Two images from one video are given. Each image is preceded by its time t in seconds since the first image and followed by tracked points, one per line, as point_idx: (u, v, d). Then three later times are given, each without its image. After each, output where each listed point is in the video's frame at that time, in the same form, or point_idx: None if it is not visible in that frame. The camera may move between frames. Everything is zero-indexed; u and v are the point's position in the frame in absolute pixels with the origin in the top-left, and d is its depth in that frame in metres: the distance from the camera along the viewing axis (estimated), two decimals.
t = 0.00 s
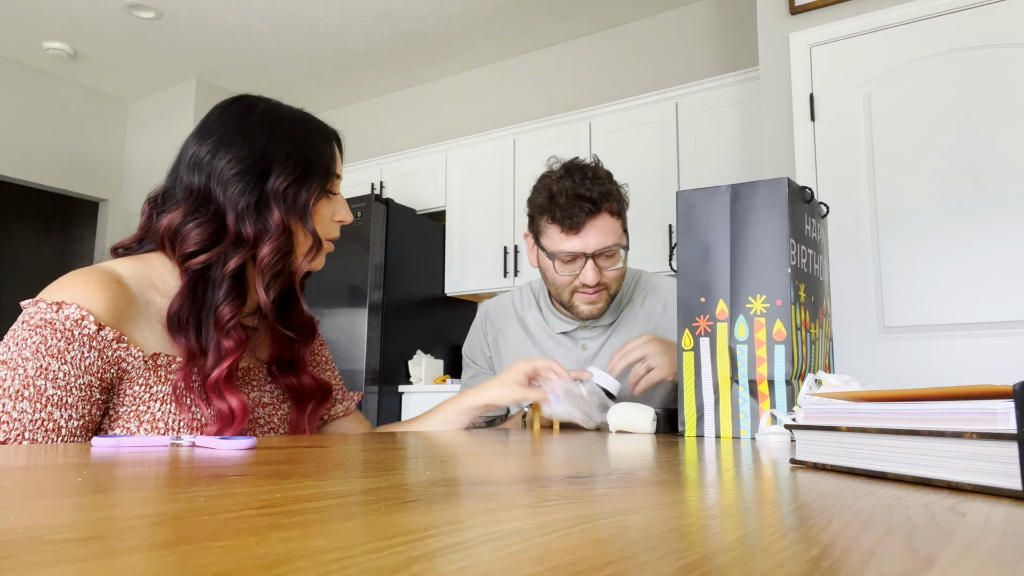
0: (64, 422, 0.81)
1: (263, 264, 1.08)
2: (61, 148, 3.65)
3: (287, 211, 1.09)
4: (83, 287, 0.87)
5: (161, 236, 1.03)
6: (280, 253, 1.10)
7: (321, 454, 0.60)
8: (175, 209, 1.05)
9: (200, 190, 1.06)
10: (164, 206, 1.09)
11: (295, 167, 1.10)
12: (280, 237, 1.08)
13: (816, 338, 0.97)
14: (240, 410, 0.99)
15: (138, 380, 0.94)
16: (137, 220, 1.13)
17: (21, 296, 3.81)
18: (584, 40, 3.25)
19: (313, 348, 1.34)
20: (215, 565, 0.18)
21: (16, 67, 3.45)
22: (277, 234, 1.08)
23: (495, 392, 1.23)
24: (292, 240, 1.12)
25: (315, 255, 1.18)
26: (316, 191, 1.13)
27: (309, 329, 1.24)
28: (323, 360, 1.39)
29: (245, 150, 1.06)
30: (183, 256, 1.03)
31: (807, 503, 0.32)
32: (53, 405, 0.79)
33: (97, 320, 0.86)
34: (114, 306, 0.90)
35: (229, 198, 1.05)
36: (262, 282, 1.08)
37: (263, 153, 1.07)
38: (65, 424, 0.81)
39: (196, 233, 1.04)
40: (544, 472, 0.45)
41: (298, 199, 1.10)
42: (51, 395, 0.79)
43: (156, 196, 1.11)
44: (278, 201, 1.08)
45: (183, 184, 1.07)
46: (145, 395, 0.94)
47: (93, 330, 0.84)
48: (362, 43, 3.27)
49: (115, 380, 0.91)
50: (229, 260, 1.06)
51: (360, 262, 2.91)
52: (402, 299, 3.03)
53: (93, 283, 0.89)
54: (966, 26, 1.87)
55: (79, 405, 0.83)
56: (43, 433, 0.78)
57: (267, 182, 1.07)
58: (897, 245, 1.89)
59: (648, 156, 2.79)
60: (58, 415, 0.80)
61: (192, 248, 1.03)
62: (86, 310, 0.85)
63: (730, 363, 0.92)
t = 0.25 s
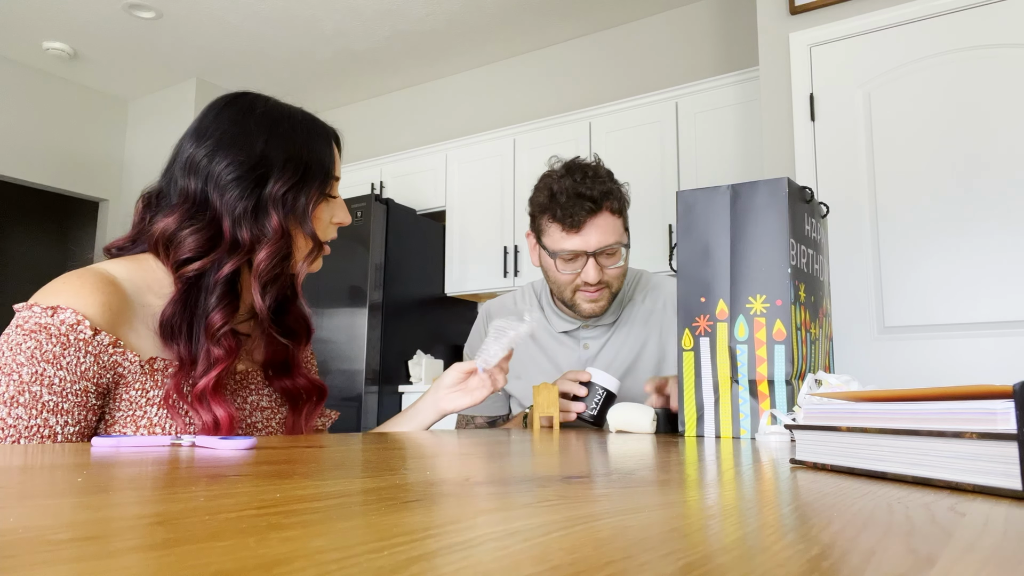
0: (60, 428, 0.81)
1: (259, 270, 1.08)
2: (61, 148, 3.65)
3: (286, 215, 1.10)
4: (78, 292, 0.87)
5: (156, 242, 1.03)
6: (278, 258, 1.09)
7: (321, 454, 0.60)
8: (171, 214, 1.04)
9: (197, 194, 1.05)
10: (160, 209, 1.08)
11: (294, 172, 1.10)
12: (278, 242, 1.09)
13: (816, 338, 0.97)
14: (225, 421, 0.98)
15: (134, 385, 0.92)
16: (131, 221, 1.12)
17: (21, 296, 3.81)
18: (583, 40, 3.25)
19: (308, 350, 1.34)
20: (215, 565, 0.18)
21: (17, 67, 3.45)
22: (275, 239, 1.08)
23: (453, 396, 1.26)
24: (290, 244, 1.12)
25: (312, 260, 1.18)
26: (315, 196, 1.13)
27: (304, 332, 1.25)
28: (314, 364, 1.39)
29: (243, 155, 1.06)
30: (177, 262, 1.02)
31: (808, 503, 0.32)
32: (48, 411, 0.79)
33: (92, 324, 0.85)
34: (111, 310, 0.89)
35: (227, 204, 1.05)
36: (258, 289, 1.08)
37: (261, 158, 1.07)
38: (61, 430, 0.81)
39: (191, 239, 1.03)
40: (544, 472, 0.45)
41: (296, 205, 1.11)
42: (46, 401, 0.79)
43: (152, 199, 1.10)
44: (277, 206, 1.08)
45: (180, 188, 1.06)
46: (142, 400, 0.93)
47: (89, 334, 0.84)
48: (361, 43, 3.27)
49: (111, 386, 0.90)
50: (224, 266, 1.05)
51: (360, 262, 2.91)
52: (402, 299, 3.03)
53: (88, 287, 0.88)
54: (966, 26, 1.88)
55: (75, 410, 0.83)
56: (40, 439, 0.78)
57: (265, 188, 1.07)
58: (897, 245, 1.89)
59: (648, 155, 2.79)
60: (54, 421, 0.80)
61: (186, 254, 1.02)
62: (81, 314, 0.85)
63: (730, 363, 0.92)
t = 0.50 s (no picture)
0: (53, 429, 0.81)
1: (253, 270, 1.08)
2: (61, 148, 3.65)
3: (278, 214, 1.10)
4: (69, 292, 0.87)
5: (147, 240, 1.02)
6: (271, 258, 1.10)
7: (321, 454, 0.60)
8: (163, 212, 1.04)
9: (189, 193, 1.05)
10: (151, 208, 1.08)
11: (286, 171, 1.10)
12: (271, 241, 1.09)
13: (816, 338, 0.97)
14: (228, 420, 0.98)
15: (128, 385, 0.92)
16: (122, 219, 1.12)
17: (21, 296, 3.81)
18: (583, 40, 3.26)
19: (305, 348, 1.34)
20: (214, 565, 0.18)
21: (16, 66, 3.45)
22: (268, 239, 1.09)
23: (446, 394, 1.26)
24: (283, 243, 1.13)
25: (303, 258, 1.18)
26: (307, 194, 1.14)
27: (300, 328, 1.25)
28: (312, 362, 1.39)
29: (235, 153, 1.06)
30: (170, 261, 1.02)
31: (808, 504, 0.32)
32: (41, 412, 0.80)
33: (83, 325, 0.85)
34: (102, 310, 0.89)
35: (219, 202, 1.05)
36: (252, 288, 1.07)
37: (253, 157, 1.07)
38: (54, 430, 0.81)
39: (183, 237, 1.03)
40: (546, 473, 0.45)
41: (288, 203, 1.11)
42: (38, 402, 0.80)
43: (142, 198, 1.10)
44: (270, 206, 1.09)
45: (171, 186, 1.06)
46: (136, 399, 0.93)
47: (80, 335, 0.84)
48: (361, 43, 3.26)
49: (105, 385, 0.90)
50: (218, 265, 1.05)
51: (360, 262, 2.91)
52: (402, 299, 3.03)
53: (79, 286, 0.88)
54: (966, 26, 1.88)
55: (68, 411, 0.83)
56: (33, 440, 0.79)
57: (258, 187, 1.08)
58: (897, 246, 1.89)
59: (648, 155, 2.79)
60: (47, 421, 0.80)
61: (179, 253, 1.02)
62: (72, 315, 0.84)
63: (730, 363, 0.92)
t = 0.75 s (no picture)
0: (55, 426, 0.81)
1: (253, 268, 1.08)
2: (61, 147, 3.65)
3: (278, 213, 1.10)
4: (71, 289, 0.86)
5: (147, 239, 1.02)
6: (271, 256, 1.09)
7: (321, 453, 0.60)
8: (163, 211, 1.04)
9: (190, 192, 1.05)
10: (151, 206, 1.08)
11: (286, 170, 1.10)
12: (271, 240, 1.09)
13: (816, 338, 0.97)
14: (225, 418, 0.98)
15: (130, 382, 0.92)
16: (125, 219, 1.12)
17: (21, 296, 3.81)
18: (583, 40, 3.26)
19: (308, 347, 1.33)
20: (214, 566, 0.18)
21: (17, 67, 3.45)
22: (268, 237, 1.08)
23: (446, 390, 1.26)
24: (283, 242, 1.12)
25: (304, 257, 1.18)
26: (308, 193, 1.13)
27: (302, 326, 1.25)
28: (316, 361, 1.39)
29: (235, 152, 1.06)
30: (170, 259, 1.02)
31: (807, 503, 0.32)
32: (43, 409, 0.79)
33: (85, 322, 0.85)
34: (103, 307, 0.89)
35: (219, 201, 1.05)
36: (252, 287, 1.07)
37: (253, 156, 1.07)
38: (57, 428, 0.81)
39: (184, 236, 1.03)
40: (546, 473, 0.45)
41: (288, 202, 1.11)
42: (40, 400, 0.79)
43: (143, 197, 1.10)
44: (270, 204, 1.09)
45: (172, 185, 1.06)
46: (138, 396, 0.93)
47: (82, 332, 0.83)
48: (361, 43, 3.26)
49: (107, 383, 0.90)
50: (218, 263, 1.05)
51: (360, 262, 2.91)
52: (402, 299, 3.03)
53: (81, 284, 0.87)
54: (965, 26, 1.88)
55: (71, 409, 0.83)
56: (35, 438, 0.79)
57: (258, 185, 1.07)
58: (897, 246, 1.88)
59: (648, 155, 2.79)
60: (49, 419, 0.80)
61: (179, 251, 1.02)
62: (74, 313, 0.84)
63: (730, 363, 0.92)
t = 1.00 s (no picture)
0: (58, 427, 0.81)
1: (258, 268, 1.08)
2: (61, 148, 3.65)
3: (282, 213, 1.09)
4: (75, 290, 0.87)
5: (152, 239, 1.02)
6: (275, 256, 1.09)
7: (320, 454, 0.60)
8: (168, 211, 1.04)
9: (193, 192, 1.05)
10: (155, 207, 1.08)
11: (290, 170, 1.10)
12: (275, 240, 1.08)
13: (816, 338, 0.97)
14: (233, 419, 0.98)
15: (132, 383, 0.92)
16: (127, 219, 1.11)
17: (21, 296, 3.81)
18: (583, 40, 3.26)
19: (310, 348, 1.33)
20: (213, 566, 0.18)
21: (17, 67, 3.45)
22: (272, 238, 1.08)
23: (447, 391, 1.26)
24: (287, 242, 1.12)
25: (308, 257, 1.18)
26: (311, 193, 1.13)
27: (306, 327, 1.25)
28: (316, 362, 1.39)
29: (240, 153, 1.06)
30: (175, 260, 1.02)
31: (807, 503, 0.32)
32: (45, 410, 0.79)
33: (88, 323, 0.85)
34: (106, 308, 0.89)
35: (224, 201, 1.05)
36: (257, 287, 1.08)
37: (257, 156, 1.07)
38: (59, 428, 0.81)
39: (188, 236, 1.03)
40: (546, 473, 0.45)
41: (292, 203, 1.11)
42: (42, 400, 0.79)
43: (146, 198, 1.10)
44: (274, 204, 1.08)
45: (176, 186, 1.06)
46: (141, 397, 0.93)
47: (85, 333, 0.83)
48: (361, 43, 3.26)
49: (109, 384, 0.90)
50: (223, 264, 1.05)
51: (360, 262, 2.91)
52: (402, 299, 3.03)
53: (84, 285, 0.88)
54: (966, 26, 1.88)
55: (73, 410, 0.83)
56: (37, 439, 0.79)
57: (262, 186, 1.07)
58: (897, 246, 1.89)
59: (648, 155, 2.79)
60: (52, 420, 0.80)
61: (184, 251, 1.02)
62: (77, 314, 0.84)
63: (730, 363, 0.92)
